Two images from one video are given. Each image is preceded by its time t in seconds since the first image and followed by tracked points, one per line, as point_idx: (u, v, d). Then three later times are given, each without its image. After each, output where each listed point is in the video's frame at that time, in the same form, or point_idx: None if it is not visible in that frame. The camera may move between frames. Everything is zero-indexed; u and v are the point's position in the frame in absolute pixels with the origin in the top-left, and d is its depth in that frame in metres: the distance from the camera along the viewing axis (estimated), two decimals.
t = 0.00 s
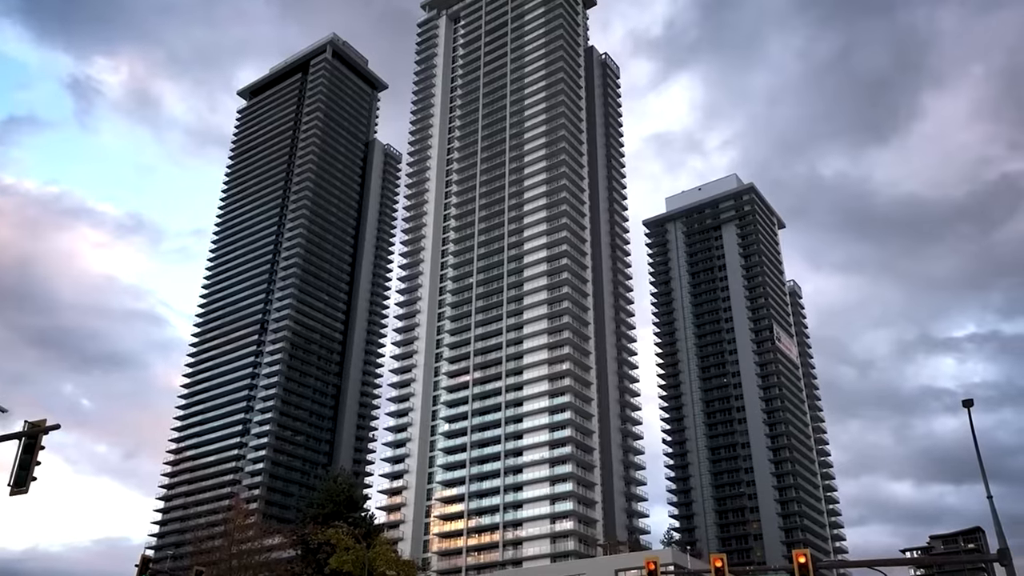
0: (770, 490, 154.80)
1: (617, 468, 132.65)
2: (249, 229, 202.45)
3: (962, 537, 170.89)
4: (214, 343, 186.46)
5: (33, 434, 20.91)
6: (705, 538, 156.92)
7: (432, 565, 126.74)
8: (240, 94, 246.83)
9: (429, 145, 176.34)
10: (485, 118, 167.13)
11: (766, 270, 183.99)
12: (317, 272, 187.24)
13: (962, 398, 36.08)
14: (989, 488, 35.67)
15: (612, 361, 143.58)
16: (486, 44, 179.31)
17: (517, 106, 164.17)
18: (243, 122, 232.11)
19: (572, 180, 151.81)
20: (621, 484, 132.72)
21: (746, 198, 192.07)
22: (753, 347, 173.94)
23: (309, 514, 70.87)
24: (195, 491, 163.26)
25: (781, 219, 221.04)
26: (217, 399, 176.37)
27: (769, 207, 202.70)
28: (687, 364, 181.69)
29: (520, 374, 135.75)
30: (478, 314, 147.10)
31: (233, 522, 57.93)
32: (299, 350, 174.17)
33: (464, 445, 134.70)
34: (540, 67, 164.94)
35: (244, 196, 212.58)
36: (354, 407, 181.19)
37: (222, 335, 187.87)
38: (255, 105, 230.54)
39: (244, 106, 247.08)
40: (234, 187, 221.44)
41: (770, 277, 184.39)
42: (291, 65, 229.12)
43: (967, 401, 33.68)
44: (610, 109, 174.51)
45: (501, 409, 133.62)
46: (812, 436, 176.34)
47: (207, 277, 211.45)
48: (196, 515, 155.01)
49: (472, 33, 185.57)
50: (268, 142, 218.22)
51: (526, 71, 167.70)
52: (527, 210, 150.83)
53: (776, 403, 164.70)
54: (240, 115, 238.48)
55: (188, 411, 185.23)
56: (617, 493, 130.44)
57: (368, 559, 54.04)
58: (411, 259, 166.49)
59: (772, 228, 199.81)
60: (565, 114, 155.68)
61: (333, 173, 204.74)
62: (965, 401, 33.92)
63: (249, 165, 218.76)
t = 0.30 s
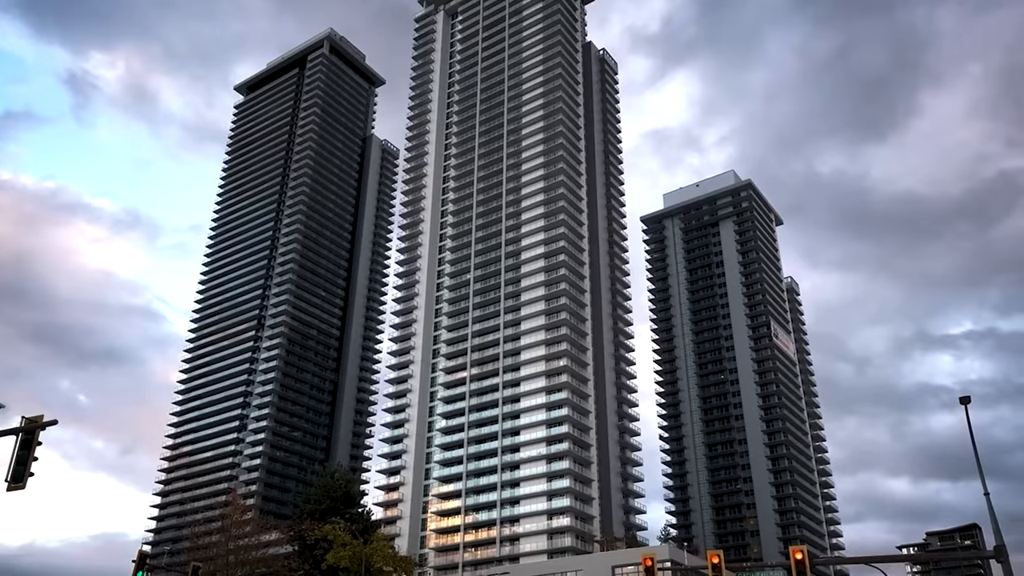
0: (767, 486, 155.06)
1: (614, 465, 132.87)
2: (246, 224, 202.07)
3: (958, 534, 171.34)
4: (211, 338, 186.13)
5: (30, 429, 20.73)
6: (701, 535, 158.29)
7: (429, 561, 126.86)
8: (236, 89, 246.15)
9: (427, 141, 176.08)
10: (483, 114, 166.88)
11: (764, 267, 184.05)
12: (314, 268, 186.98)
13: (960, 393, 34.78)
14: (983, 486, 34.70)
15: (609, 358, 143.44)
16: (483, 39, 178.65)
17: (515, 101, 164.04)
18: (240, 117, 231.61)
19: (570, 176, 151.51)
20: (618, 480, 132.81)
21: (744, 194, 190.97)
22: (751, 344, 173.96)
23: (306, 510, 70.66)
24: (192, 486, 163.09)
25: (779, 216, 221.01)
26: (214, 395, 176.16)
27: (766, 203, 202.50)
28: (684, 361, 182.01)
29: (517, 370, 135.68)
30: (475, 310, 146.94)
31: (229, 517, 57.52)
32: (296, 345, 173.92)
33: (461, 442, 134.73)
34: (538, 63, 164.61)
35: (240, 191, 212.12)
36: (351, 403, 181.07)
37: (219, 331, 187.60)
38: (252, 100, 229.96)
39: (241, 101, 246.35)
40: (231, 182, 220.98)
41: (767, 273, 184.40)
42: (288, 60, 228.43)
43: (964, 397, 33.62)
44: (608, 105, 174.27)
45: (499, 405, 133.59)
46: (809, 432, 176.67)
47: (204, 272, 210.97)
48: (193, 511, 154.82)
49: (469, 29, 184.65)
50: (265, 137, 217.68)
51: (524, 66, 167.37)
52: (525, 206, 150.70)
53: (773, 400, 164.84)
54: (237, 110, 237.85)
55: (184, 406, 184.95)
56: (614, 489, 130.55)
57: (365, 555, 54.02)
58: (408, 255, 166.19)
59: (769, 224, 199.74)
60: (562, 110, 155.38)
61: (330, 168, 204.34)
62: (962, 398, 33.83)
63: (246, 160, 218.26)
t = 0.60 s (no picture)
0: (763, 477, 155.42)
1: (611, 456, 133.07)
2: (243, 215, 201.63)
3: (953, 525, 171.90)
4: (208, 330, 185.97)
5: (27, 421, 20.68)
6: (697, 526, 158.26)
7: (426, 553, 127.13)
8: (233, 80, 245.35)
9: (424, 133, 175.54)
10: (480, 106, 166.53)
11: (761, 259, 184.07)
12: (311, 260, 186.67)
13: (958, 387, 34.23)
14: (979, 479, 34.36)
15: (606, 351, 143.42)
16: (480, 30, 177.54)
17: (513, 93, 163.79)
18: (237, 108, 230.90)
19: (568, 168, 151.11)
20: (615, 471, 133.16)
21: (742, 186, 190.50)
22: (748, 336, 174.07)
23: (304, 501, 70.61)
24: (190, 478, 163.00)
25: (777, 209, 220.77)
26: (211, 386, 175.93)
27: (764, 196, 202.35)
28: (681, 353, 182.11)
29: (514, 362, 135.65)
30: (472, 303, 146.60)
31: (226, 508, 57.33)
32: (293, 338, 173.74)
33: (459, 434, 134.76)
34: (535, 55, 163.97)
35: (237, 182, 211.60)
36: (348, 395, 181.16)
37: (216, 323, 187.43)
38: (249, 91, 229.22)
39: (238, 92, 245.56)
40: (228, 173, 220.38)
41: (765, 266, 184.45)
42: (285, 51, 227.58)
43: (960, 389, 33.64)
44: (606, 97, 173.91)
45: (496, 397, 133.52)
46: (806, 424, 176.88)
47: (201, 264, 210.68)
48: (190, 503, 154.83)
49: (466, 20, 183.33)
50: (262, 129, 217.02)
51: (521, 58, 166.88)
52: (522, 198, 150.41)
53: (769, 392, 164.94)
54: (234, 101, 237.13)
55: (182, 398, 184.87)
56: (611, 480, 130.85)
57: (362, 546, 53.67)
58: (406, 247, 166.00)
59: (767, 217, 199.63)
60: (560, 102, 154.91)
61: (327, 159, 203.78)
62: (959, 390, 33.84)
63: (243, 151, 217.67)
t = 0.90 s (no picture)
0: (759, 464, 156.02)
1: (608, 443, 133.56)
2: (240, 202, 201.10)
3: (948, 511, 172.79)
4: (206, 317, 185.87)
5: (24, 408, 20.69)
6: (694, 512, 159.49)
7: (424, 538, 127.82)
8: (230, 66, 244.05)
9: (421, 120, 174.76)
10: (477, 93, 166.06)
11: (758, 247, 184.02)
12: (308, 246, 186.30)
13: (952, 373, 34.28)
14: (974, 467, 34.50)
15: (604, 339, 143.71)
16: (478, 16, 176.91)
17: (510, 79, 163.22)
18: (233, 95, 229.78)
19: (565, 155, 150.90)
20: (612, 458, 133.71)
21: (739, 173, 190.35)
22: (744, 324, 174.19)
23: (302, 488, 70.92)
24: (188, 465, 163.27)
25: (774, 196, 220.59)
26: (208, 373, 175.87)
27: (761, 183, 202.14)
28: (678, 340, 182.49)
29: (512, 349, 135.80)
30: (470, 290, 146.55)
31: (224, 495, 57.60)
32: (291, 325, 173.72)
33: (456, 421, 135.01)
34: (534, 41, 163.42)
35: (234, 169, 210.91)
36: (346, 382, 181.42)
37: (213, 310, 187.33)
38: (245, 77, 228.07)
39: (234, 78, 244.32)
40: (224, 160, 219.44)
41: (762, 253, 184.44)
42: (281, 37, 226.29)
43: (956, 376, 33.68)
44: (604, 83, 173.40)
45: (493, 384, 133.71)
46: (802, 411, 177.37)
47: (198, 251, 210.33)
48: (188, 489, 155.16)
49: (464, 7, 182.85)
50: (258, 115, 216.10)
51: (519, 44, 166.12)
52: (520, 185, 150.11)
53: (766, 379, 165.32)
54: (230, 88, 235.87)
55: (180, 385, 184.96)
56: (608, 467, 131.49)
57: (360, 532, 53.85)
58: (403, 235, 165.84)
59: (764, 204, 199.51)
60: (558, 89, 154.67)
61: (323, 146, 203.08)
62: (954, 377, 33.92)
63: (239, 138, 216.83)
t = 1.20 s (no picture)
0: (755, 445, 156.70)
1: (605, 424, 134.07)
2: (236, 184, 200.28)
3: (943, 491, 173.85)
4: (203, 300, 185.69)
5: (23, 389, 20.66)
6: (690, 492, 160.55)
7: (422, 520, 128.48)
8: (225, 46, 242.08)
9: (418, 101, 173.82)
10: (474, 74, 165.15)
11: (756, 228, 183.65)
12: (305, 229, 185.81)
13: (949, 352, 34.14)
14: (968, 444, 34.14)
15: (602, 321, 143.86)
16: None
17: (507, 60, 162.20)
18: (228, 75, 228.21)
19: (563, 136, 150.21)
20: (609, 439, 134.18)
21: (737, 155, 190.08)
22: (742, 306, 174.21)
23: (301, 470, 70.95)
24: (186, 446, 163.66)
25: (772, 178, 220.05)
26: (206, 356, 175.92)
27: (759, 164, 201.68)
28: (676, 322, 182.80)
29: (510, 332, 135.86)
30: (467, 273, 146.32)
31: (223, 476, 57.66)
32: (288, 307, 173.62)
33: (454, 402, 135.29)
34: (531, 22, 162.36)
35: (230, 151, 209.84)
36: (344, 364, 181.76)
37: (211, 292, 187.10)
38: (240, 58, 226.39)
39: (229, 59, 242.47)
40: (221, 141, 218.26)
41: (759, 235, 184.20)
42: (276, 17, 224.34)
43: (953, 357, 33.64)
44: (601, 64, 172.45)
45: (491, 366, 133.86)
46: (798, 393, 177.88)
47: (195, 233, 209.71)
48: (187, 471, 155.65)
49: None
50: (254, 96, 214.73)
51: (517, 24, 164.92)
52: (517, 167, 149.53)
53: (763, 361, 165.75)
54: (225, 68, 234.08)
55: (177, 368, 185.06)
56: (605, 448, 132.00)
57: (359, 513, 54.03)
58: (400, 217, 165.36)
59: (762, 185, 199.03)
60: (555, 71, 153.90)
61: (320, 128, 202.00)
62: (951, 358, 33.83)
63: (235, 119, 215.58)
